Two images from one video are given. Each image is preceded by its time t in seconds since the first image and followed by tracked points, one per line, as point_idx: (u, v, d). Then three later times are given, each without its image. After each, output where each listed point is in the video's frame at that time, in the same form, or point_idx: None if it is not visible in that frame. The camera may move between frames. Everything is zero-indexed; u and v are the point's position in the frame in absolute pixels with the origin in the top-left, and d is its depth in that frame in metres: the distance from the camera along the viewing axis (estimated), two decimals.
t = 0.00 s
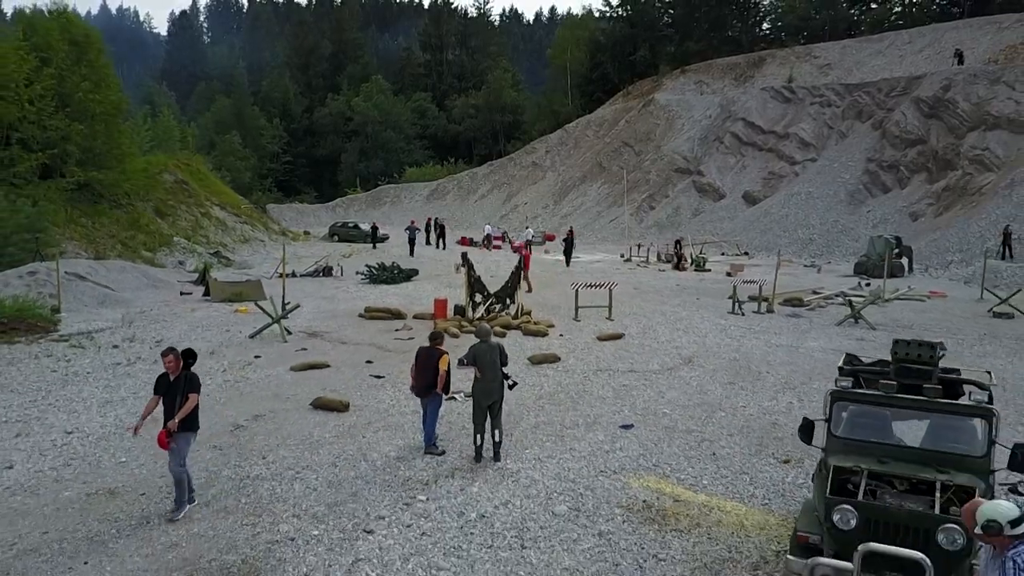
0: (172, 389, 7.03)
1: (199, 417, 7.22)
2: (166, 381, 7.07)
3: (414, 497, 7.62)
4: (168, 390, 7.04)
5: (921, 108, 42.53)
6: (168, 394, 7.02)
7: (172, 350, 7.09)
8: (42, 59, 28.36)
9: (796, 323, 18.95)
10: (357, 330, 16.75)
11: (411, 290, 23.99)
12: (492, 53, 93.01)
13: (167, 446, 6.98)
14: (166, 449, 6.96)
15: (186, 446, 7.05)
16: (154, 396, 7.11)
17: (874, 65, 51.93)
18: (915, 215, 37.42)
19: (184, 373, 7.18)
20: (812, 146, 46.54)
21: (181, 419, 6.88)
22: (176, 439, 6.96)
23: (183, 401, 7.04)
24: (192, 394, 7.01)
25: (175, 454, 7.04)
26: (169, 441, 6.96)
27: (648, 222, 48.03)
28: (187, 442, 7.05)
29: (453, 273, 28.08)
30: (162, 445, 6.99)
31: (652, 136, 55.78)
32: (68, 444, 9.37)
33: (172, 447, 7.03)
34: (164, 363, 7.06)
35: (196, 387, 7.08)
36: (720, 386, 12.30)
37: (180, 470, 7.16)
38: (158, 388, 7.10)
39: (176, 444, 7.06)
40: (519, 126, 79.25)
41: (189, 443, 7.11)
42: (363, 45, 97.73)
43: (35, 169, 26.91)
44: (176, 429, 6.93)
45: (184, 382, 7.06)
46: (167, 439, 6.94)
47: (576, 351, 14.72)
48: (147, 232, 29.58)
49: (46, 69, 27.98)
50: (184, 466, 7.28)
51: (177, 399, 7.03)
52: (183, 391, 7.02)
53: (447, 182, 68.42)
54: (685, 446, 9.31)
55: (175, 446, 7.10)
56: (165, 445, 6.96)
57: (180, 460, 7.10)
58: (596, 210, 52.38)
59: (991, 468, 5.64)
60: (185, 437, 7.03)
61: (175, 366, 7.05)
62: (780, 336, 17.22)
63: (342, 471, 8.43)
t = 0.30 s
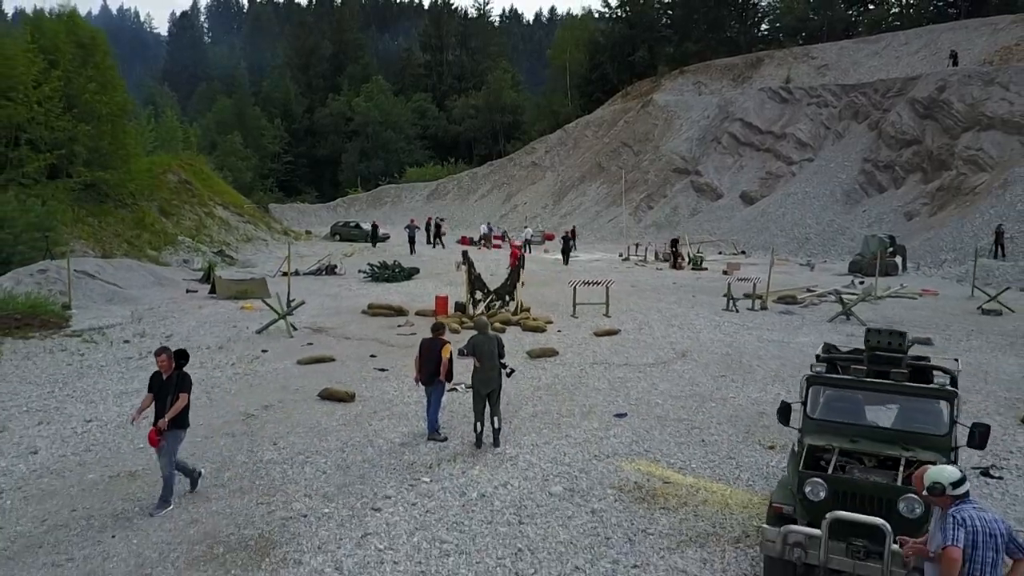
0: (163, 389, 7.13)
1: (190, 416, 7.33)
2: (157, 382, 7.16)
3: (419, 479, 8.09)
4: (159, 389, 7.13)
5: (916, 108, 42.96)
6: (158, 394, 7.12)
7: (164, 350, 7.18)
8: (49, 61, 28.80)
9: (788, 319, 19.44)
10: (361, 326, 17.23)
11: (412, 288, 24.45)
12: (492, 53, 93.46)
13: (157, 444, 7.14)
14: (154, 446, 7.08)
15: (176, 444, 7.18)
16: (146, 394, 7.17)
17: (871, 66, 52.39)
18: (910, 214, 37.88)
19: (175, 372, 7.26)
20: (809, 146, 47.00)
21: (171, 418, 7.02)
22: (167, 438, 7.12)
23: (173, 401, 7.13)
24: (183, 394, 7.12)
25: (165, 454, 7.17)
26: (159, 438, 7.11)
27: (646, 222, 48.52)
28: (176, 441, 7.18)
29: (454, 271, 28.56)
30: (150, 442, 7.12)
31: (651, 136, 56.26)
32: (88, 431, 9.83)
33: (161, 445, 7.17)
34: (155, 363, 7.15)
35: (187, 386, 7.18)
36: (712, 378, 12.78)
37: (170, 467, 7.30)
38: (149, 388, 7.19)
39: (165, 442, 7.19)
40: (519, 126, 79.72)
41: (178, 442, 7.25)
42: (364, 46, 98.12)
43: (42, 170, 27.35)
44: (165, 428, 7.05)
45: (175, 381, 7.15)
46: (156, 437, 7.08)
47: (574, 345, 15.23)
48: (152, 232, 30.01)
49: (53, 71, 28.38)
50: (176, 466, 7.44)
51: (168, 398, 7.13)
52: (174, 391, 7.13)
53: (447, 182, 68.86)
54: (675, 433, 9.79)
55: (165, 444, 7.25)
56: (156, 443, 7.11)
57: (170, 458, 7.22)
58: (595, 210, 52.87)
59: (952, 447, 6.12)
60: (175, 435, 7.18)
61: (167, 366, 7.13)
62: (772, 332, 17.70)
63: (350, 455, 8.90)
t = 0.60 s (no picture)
0: (152, 382, 7.39)
1: (181, 405, 7.63)
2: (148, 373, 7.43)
3: (422, 463, 8.56)
4: (149, 381, 7.41)
5: (912, 109, 43.38)
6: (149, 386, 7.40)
7: (152, 343, 7.35)
8: (55, 62, 29.27)
9: (781, 316, 19.89)
10: (364, 323, 17.69)
11: (413, 286, 24.93)
12: (492, 54, 93.93)
13: (146, 434, 7.48)
14: (145, 437, 7.45)
15: (165, 434, 7.50)
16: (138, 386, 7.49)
17: (867, 67, 52.85)
18: (904, 214, 38.34)
19: (167, 363, 7.48)
20: (805, 146, 47.48)
21: (159, 410, 7.34)
22: (157, 430, 7.45)
23: (163, 392, 7.42)
24: (171, 387, 7.39)
25: (157, 442, 7.50)
26: (149, 429, 7.44)
27: (644, 221, 49.00)
28: (167, 431, 7.49)
29: (454, 270, 29.03)
30: (142, 432, 7.47)
31: (649, 136, 56.75)
32: (107, 419, 10.33)
33: (153, 434, 7.51)
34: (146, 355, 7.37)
35: (176, 379, 7.42)
36: (704, 372, 13.24)
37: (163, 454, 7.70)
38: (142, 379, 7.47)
39: (156, 432, 7.52)
40: (518, 126, 80.21)
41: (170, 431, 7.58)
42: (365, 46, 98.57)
43: (49, 171, 27.84)
44: (154, 420, 7.40)
45: (164, 374, 7.38)
46: (146, 428, 7.43)
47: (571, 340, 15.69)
48: (157, 231, 30.49)
49: (60, 73, 28.92)
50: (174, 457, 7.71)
51: (158, 389, 7.39)
52: (163, 383, 7.38)
53: (447, 182, 69.31)
54: (665, 422, 10.25)
55: (156, 434, 7.56)
56: (145, 434, 7.44)
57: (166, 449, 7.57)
58: (594, 210, 53.35)
59: (916, 429, 6.60)
60: (165, 426, 7.49)
61: (156, 360, 7.34)
62: (765, 328, 18.16)
63: (356, 441, 9.39)
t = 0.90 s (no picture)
0: (137, 378, 7.46)
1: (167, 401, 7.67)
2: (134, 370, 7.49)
3: (424, 447, 9.06)
4: (135, 377, 7.48)
5: (906, 110, 43.75)
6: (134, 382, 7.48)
7: (138, 340, 7.47)
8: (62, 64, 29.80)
9: (773, 313, 20.40)
10: (366, 319, 18.18)
11: (414, 284, 25.42)
12: (492, 54, 94.42)
13: (132, 429, 7.52)
14: (130, 432, 7.48)
15: (151, 429, 7.54)
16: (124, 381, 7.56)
17: (864, 68, 53.32)
18: (899, 213, 38.82)
19: (152, 361, 7.56)
20: (802, 147, 47.97)
21: (144, 406, 7.38)
22: (142, 424, 7.49)
23: (148, 387, 7.46)
24: (156, 382, 7.42)
25: (142, 438, 7.55)
26: (135, 424, 7.49)
27: (642, 221, 49.51)
28: (151, 427, 7.54)
29: (454, 268, 29.52)
30: (127, 428, 7.52)
31: (647, 137, 57.26)
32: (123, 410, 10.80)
33: (138, 431, 7.55)
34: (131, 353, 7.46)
35: (162, 375, 7.47)
36: (695, 365, 13.73)
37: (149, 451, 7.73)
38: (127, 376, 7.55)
39: (143, 427, 7.57)
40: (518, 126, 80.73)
41: (156, 428, 7.63)
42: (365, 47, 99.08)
43: (56, 171, 28.32)
44: (140, 415, 7.42)
45: (149, 370, 7.45)
46: (131, 424, 7.47)
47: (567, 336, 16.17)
48: (162, 230, 30.92)
49: (67, 75, 29.45)
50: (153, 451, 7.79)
51: (144, 385, 7.45)
52: (148, 379, 7.44)
53: (448, 181, 69.79)
54: (655, 410, 10.75)
55: (143, 429, 7.62)
56: (130, 429, 7.48)
57: (148, 443, 7.61)
58: (592, 209, 53.86)
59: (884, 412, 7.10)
60: (150, 422, 7.53)
61: (141, 356, 7.42)
62: (757, 324, 18.65)
63: (362, 428, 9.89)
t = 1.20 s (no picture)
0: (129, 373, 7.78)
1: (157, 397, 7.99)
2: (125, 366, 7.81)
3: (425, 434, 9.56)
4: (126, 372, 7.80)
5: (901, 111, 44.19)
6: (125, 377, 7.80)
7: (129, 337, 7.79)
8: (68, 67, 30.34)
9: (765, 310, 20.90)
10: (367, 315, 18.67)
11: (415, 282, 25.93)
12: (491, 55, 94.92)
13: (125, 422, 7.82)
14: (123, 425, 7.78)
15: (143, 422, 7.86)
16: (115, 376, 7.86)
17: (859, 69, 53.81)
18: (893, 213, 39.30)
19: (142, 357, 7.90)
20: (798, 147, 48.46)
21: (137, 400, 7.69)
22: (134, 418, 7.80)
23: (140, 382, 7.79)
24: (148, 377, 7.76)
25: (134, 431, 7.86)
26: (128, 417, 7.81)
27: (640, 221, 50.03)
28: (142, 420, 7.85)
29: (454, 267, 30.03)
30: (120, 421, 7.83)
31: (645, 137, 57.79)
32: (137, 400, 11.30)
33: (131, 423, 7.87)
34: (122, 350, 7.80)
35: (153, 370, 7.82)
36: (687, 359, 14.22)
37: (147, 441, 8.07)
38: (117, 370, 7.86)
39: (134, 420, 7.88)
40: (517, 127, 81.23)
41: (145, 420, 7.93)
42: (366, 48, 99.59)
43: (63, 171, 28.82)
44: (132, 409, 7.73)
45: (141, 366, 7.79)
46: (124, 417, 7.77)
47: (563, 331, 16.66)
48: (166, 230, 31.40)
49: (74, 77, 30.01)
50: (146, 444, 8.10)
51: (135, 380, 7.78)
52: (140, 374, 7.76)
53: (447, 181, 70.30)
54: (645, 401, 11.22)
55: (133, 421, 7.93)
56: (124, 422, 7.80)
57: (137, 436, 7.92)
58: (591, 209, 54.38)
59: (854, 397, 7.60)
60: (142, 415, 7.86)
61: (133, 351, 7.76)
62: (748, 321, 19.17)
63: (366, 416, 10.38)
